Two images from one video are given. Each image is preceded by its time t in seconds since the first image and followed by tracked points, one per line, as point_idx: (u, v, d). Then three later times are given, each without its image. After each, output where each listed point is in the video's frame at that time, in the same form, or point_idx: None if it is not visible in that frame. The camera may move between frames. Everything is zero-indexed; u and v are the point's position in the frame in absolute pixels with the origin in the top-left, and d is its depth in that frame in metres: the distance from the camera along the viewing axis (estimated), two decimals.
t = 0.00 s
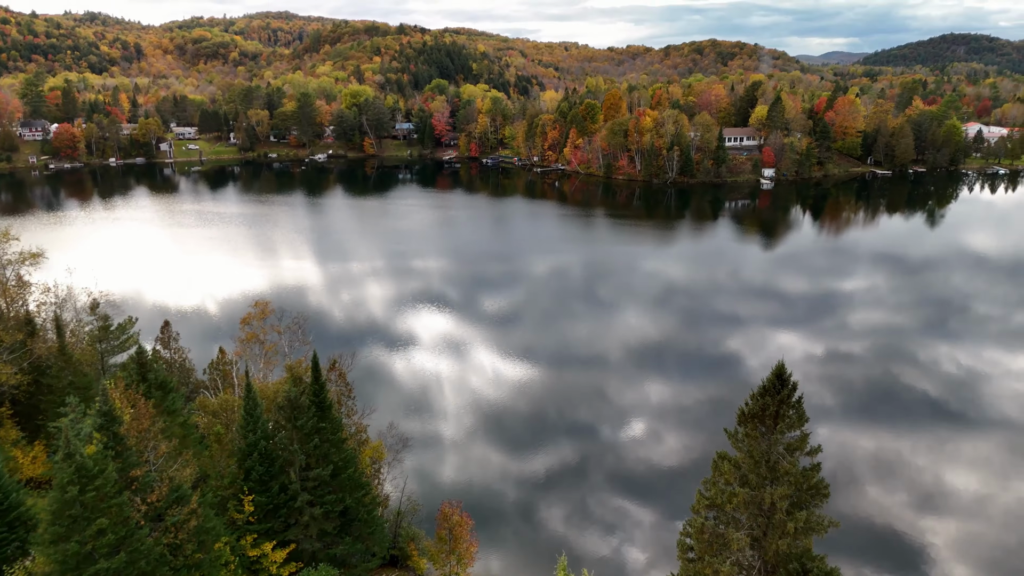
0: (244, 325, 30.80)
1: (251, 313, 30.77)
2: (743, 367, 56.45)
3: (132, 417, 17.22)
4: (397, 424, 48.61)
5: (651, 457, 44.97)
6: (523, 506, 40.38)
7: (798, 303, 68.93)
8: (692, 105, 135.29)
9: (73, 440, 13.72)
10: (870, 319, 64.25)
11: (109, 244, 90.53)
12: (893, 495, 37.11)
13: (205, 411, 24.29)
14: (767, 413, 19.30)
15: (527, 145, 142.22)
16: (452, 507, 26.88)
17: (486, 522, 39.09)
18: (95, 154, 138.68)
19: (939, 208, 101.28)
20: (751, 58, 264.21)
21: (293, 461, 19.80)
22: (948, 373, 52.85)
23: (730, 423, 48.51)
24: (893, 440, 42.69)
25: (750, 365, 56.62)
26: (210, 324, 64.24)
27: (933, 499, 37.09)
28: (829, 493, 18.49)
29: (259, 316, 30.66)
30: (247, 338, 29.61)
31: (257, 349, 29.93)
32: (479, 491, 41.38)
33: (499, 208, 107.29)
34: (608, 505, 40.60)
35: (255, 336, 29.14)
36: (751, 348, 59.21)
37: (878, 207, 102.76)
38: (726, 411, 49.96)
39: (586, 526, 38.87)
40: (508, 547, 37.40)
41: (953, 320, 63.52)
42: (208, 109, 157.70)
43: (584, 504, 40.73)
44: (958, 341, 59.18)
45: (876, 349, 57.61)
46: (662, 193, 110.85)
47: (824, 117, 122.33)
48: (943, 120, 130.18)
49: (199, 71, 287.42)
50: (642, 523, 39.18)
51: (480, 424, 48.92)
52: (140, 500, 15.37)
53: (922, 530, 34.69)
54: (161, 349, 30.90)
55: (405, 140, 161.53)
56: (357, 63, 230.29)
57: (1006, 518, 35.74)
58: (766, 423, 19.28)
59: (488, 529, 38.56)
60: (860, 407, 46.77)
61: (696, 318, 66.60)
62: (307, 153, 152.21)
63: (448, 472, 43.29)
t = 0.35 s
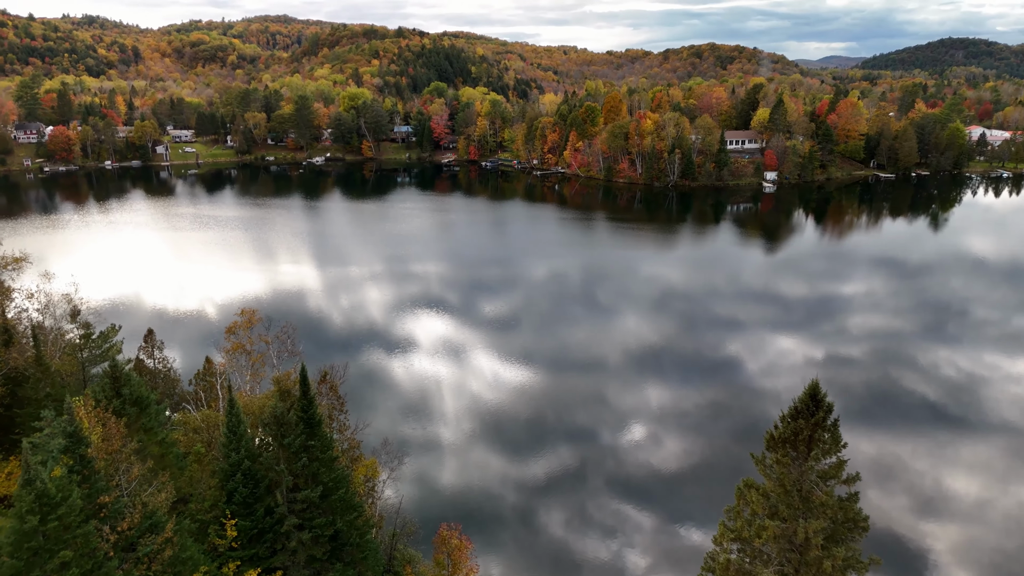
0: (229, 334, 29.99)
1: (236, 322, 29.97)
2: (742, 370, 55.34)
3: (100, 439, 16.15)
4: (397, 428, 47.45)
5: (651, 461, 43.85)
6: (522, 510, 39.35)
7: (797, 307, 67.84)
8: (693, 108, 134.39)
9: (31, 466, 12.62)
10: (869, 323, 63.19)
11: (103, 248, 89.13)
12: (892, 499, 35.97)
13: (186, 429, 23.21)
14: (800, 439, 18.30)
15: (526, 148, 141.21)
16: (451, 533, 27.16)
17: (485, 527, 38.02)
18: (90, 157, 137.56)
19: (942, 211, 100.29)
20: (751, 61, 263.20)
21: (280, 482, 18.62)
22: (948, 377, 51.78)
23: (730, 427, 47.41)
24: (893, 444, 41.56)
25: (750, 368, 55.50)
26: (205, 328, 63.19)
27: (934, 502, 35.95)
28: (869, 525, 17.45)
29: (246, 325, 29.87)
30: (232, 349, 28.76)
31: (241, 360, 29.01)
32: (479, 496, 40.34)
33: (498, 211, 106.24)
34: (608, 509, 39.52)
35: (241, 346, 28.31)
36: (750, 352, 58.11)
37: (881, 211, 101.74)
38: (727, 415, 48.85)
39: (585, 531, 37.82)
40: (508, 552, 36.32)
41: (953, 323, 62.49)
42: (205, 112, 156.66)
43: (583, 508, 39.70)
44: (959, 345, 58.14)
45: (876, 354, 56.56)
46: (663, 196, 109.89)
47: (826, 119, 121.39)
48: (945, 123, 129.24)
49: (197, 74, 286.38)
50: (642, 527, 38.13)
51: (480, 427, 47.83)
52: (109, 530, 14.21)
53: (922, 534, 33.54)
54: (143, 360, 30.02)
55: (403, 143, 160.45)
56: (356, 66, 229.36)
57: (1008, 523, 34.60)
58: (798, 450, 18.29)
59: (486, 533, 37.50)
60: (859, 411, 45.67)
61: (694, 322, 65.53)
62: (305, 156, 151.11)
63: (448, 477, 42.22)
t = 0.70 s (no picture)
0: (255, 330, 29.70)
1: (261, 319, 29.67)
2: (783, 368, 53.28)
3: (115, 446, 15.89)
4: (433, 418, 46.77)
5: (688, 458, 42.34)
6: (557, 503, 38.36)
7: (841, 304, 65.26)
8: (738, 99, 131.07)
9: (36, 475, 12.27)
10: (916, 321, 60.42)
11: (146, 236, 90.55)
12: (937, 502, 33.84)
13: (207, 431, 22.72)
14: (877, 473, 18.12)
15: (566, 139, 139.45)
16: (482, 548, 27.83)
17: (520, 518, 37.11)
18: (136, 147, 139.95)
19: (1001, 208, 95.86)
20: (798, 52, 255.95)
21: (301, 490, 17.95)
22: (999, 380, 49.09)
23: (771, 425, 45.64)
24: (939, 446, 39.33)
25: (791, 365, 53.52)
26: (244, 318, 63.44)
27: (981, 508, 33.78)
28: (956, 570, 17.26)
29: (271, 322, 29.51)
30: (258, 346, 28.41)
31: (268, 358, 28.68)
32: (513, 489, 39.39)
33: (537, 204, 104.94)
34: (643, 504, 38.37)
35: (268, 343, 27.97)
36: (792, 349, 55.93)
37: (935, 207, 97.67)
38: (767, 412, 47.10)
39: (620, 525, 36.77)
40: (542, 544, 35.45)
41: (1006, 324, 59.40)
42: (248, 103, 158.19)
43: (618, 502, 38.55)
44: (1013, 347, 55.17)
45: (924, 355, 53.99)
46: (707, 189, 107.37)
47: (878, 111, 117.04)
48: (1006, 116, 123.60)
49: (241, 65, 290.11)
50: (678, 524, 36.99)
51: (516, 420, 46.83)
52: (119, 543, 13.72)
53: (968, 539, 31.51)
54: (168, 359, 29.70)
55: (442, 135, 159.92)
56: (396, 57, 229.46)
57: None
58: (876, 486, 18.13)
59: (521, 524, 36.61)
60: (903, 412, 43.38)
61: (734, 317, 63.49)
62: (345, 147, 151.57)
63: (483, 468, 41.36)
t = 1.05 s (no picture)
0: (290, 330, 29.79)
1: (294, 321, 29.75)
2: (842, 364, 50.70)
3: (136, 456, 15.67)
4: (480, 405, 46.01)
5: (739, 454, 40.52)
6: (603, 495, 37.17)
7: (906, 300, 61.91)
8: (801, 87, 126.28)
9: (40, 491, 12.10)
10: (987, 321, 56.87)
11: (206, 221, 92.57)
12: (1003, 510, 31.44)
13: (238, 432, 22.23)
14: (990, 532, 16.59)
15: (620, 128, 136.71)
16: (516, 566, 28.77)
17: (568, 509, 36.11)
18: (196, 134, 142.95)
19: None
20: (866, 38, 245.35)
21: (330, 503, 17.33)
22: None
23: (827, 423, 43.34)
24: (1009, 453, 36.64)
25: (850, 361, 50.92)
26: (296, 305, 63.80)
27: None
28: None
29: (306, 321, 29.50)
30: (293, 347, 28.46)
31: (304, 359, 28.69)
32: (560, 478, 38.44)
33: (589, 194, 103.04)
34: (692, 499, 36.85)
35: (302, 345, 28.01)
36: (851, 346, 53.23)
37: (1013, 201, 92.13)
38: (823, 409, 44.78)
39: (667, 519, 35.37)
40: (588, 534, 34.38)
41: None
42: (304, 91, 159.90)
43: (666, 496, 37.10)
44: None
45: (995, 358, 50.76)
46: (767, 181, 103.71)
47: (953, 100, 111.03)
48: None
49: (300, 54, 293.84)
50: (728, 520, 35.37)
51: (564, 409, 45.73)
52: (132, 560, 13.36)
53: None
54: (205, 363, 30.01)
55: (495, 123, 158.87)
56: (451, 45, 228.90)
57: None
58: (988, 546, 16.68)
59: (567, 515, 35.55)
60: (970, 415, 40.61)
61: (791, 311, 60.89)
62: (398, 135, 151.92)
63: (531, 456, 40.47)
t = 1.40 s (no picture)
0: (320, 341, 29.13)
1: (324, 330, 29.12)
2: (908, 363, 47.73)
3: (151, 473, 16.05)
4: (531, 393, 45.10)
5: (794, 452, 38.36)
6: (652, 488, 35.62)
7: (979, 299, 58.19)
8: (872, 76, 120.59)
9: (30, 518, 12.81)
10: None
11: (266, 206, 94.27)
12: None
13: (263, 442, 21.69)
14: None
15: (679, 118, 133.11)
16: None
17: (616, 501, 34.83)
18: (256, 121, 145.27)
19: None
20: (943, 24, 233.47)
21: (352, 527, 16.93)
22: None
23: (889, 424, 40.73)
24: None
25: (916, 361, 47.95)
26: (352, 290, 64.08)
27: None
28: None
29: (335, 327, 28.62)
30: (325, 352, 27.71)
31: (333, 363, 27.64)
32: (608, 470, 37.08)
33: (645, 185, 100.53)
34: (744, 496, 35.00)
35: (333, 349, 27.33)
36: (916, 344, 50.16)
37: None
38: (886, 409, 42.18)
39: (718, 515, 33.64)
40: (636, 528, 32.96)
41: None
42: (361, 79, 160.83)
43: (717, 492, 35.35)
44: None
45: None
46: (833, 174, 99.29)
47: None
48: None
49: (359, 41, 296.09)
50: (781, 519, 33.43)
51: (615, 401, 44.28)
52: None
53: None
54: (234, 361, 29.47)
55: (550, 112, 156.88)
56: (508, 32, 227.17)
57: None
58: None
59: (614, 506, 34.27)
60: None
61: (853, 307, 57.84)
62: (452, 124, 151.45)
63: (580, 448, 39.30)
